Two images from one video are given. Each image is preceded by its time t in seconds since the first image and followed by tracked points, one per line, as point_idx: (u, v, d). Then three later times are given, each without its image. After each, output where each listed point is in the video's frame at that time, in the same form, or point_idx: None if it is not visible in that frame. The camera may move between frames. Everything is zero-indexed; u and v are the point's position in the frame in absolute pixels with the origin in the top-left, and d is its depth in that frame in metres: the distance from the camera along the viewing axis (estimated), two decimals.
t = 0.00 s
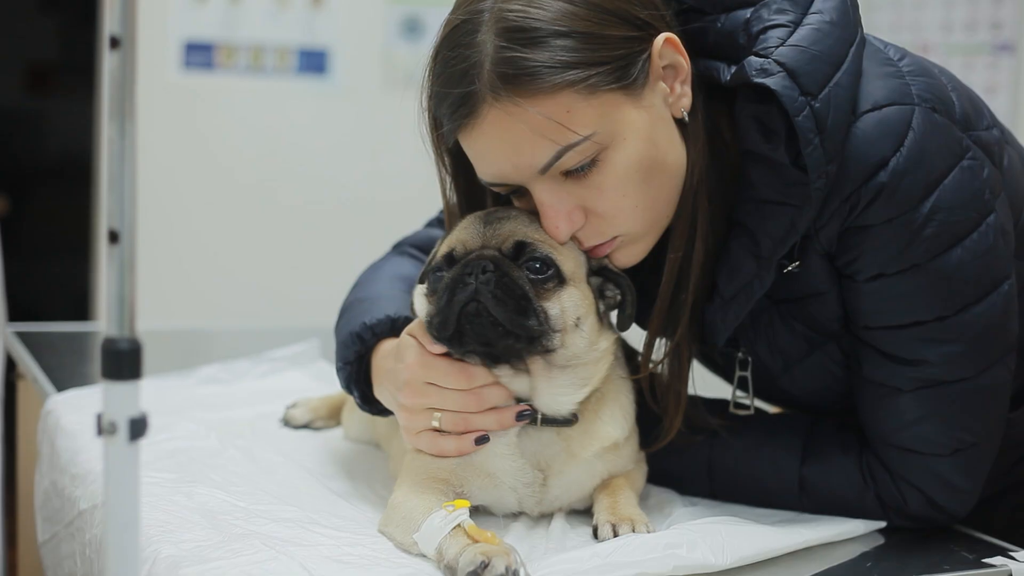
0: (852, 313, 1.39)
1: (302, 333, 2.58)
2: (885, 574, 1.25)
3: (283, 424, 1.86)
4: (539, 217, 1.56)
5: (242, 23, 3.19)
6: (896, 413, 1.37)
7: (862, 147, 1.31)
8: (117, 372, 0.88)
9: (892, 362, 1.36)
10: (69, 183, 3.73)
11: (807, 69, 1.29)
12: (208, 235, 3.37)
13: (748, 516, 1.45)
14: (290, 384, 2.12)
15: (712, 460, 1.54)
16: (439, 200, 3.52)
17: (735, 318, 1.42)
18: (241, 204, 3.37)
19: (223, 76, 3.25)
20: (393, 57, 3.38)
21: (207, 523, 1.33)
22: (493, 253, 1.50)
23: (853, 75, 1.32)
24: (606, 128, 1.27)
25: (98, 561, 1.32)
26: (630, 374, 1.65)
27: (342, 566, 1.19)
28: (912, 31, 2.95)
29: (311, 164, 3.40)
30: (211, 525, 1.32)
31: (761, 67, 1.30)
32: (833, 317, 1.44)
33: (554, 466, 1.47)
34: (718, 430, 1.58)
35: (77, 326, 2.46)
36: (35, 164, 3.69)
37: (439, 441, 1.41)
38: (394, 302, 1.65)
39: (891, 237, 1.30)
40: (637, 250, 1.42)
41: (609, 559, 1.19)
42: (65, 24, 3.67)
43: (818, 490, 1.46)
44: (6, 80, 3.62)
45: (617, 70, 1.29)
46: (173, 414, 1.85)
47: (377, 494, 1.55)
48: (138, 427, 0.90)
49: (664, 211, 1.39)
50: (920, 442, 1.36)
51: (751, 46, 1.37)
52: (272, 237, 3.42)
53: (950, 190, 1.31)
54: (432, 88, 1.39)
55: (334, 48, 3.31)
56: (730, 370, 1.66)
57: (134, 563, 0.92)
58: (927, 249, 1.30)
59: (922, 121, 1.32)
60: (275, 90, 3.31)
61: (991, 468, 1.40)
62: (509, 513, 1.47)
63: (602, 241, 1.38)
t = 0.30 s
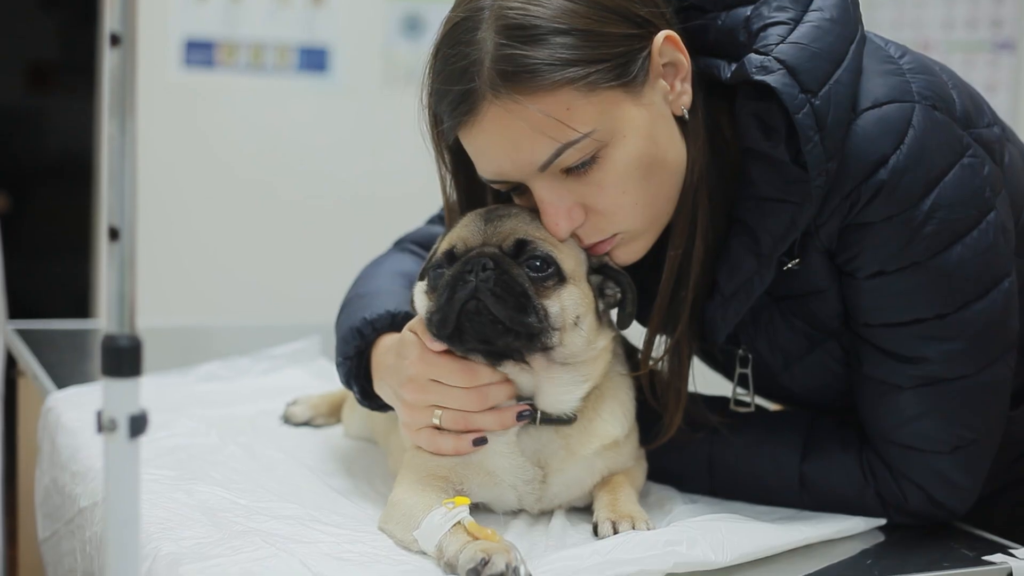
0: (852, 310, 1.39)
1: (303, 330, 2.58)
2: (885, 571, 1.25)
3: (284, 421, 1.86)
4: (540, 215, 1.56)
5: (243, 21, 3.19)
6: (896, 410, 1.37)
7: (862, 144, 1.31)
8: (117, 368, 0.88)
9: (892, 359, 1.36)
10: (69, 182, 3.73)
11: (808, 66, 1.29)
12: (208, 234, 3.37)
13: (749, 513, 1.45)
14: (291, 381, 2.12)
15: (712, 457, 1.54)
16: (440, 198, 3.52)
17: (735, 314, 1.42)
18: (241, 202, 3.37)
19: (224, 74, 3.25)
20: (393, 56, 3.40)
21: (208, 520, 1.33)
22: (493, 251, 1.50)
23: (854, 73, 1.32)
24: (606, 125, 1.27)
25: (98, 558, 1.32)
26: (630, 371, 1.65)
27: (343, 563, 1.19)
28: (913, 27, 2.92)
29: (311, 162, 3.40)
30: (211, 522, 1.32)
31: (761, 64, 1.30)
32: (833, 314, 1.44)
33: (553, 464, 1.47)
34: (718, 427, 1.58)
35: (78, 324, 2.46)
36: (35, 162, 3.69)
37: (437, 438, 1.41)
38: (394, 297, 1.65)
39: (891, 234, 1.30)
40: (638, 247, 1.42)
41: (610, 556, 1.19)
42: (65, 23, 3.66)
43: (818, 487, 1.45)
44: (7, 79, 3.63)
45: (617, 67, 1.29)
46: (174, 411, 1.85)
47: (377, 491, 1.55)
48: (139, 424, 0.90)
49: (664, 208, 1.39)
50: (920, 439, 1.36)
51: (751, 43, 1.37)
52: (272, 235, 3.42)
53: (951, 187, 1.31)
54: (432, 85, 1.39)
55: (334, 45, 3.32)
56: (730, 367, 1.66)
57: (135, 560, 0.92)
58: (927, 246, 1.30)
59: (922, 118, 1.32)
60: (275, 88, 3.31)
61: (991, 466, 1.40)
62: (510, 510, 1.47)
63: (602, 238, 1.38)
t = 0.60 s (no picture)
0: (852, 308, 1.39)
1: (303, 327, 2.58)
2: (884, 568, 1.25)
3: (284, 417, 1.86)
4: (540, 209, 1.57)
5: (243, 17, 3.19)
6: (896, 408, 1.37)
7: (863, 141, 1.31)
8: (117, 365, 0.88)
9: (892, 357, 1.36)
10: (68, 179, 3.73)
11: (808, 63, 1.28)
12: (208, 230, 3.36)
13: (749, 510, 1.45)
14: (290, 378, 2.12)
15: (712, 454, 1.54)
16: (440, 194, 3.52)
17: (735, 312, 1.42)
18: (241, 198, 3.36)
19: (224, 70, 3.25)
20: (394, 52, 3.40)
21: (208, 517, 1.33)
22: (493, 241, 1.50)
23: (854, 69, 1.31)
24: (607, 122, 1.27)
25: (99, 553, 1.32)
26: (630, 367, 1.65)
27: (342, 559, 1.19)
28: (913, 24, 2.91)
29: (312, 158, 3.40)
30: (211, 518, 1.32)
31: (761, 61, 1.30)
32: (833, 312, 1.44)
33: (548, 449, 1.47)
34: (718, 424, 1.58)
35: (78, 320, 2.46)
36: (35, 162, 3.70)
37: (439, 430, 1.41)
38: (394, 294, 1.65)
39: (891, 231, 1.30)
40: (639, 244, 1.42)
41: (609, 553, 1.18)
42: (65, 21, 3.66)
43: (818, 484, 1.45)
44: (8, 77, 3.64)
45: (618, 64, 1.29)
46: (173, 407, 1.85)
47: (377, 487, 1.55)
48: (138, 420, 0.90)
49: (665, 204, 1.39)
50: (921, 437, 1.36)
51: (751, 39, 1.37)
52: (272, 231, 3.42)
53: (951, 184, 1.31)
54: (433, 81, 1.39)
55: (335, 41, 3.32)
56: (731, 363, 1.67)
57: (135, 556, 0.92)
58: (927, 244, 1.30)
59: (923, 115, 1.32)
60: (276, 84, 3.30)
61: (990, 463, 1.40)
62: (509, 505, 1.47)
63: (602, 236, 1.38)
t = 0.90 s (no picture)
0: (853, 307, 1.39)
1: (304, 326, 2.58)
2: (884, 567, 1.25)
3: (284, 416, 1.86)
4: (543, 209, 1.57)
5: (245, 15, 3.19)
6: (896, 408, 1.37)
7: (864, 141, 1.31)
8: (118, 363, 0.88)
9: (893, 356, 1.36)
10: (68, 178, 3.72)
11: (809, 62, 1.28)
12: (209, 228, 3.36)
13: (749, 509, 1.45)
14: (291, 377, 2.12)
15: (712, 453, 1.54)
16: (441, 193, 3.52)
17: (735, 311, 1.41)
18: (242, 196, 3.36)
19: (225, 68, 3.24)
20: (395, 51, 3.40)
21: (208, 515, 1.33)
22: (500, 243, 1.51)
23: (855, 68, 1.31)
24: (609, 120, 1.27)
25: (98, 552, 1.32)
26: (631, 366, 1.65)
27: (342, 558, 1.19)
28: (915, 23, 2.94)
29: (312, 157, 3.40)
30: (211, 517, 1.32)
31: (762, 60, 1.30)
32: (834, 311, 1.44)
33: (553, 458, 1.47)
34: (719, 423, 1.58)
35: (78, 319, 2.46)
36: (35, 160, 3.69)
37: (441, 433, 1.41)
38: (394, 292, 1.65)
39: (892, 231, 1.30)
40: (640, 242, 1.42)
41: (609, 552, 1.18)
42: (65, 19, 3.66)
43: (818, 483, 1.45)
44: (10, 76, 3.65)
45: (619, 62, 1.28)
46: (173, 406, 1.85)
47: (377, 486, 1.55)
48: (138, 418, 0.90)
49: (666, 203, 1.39)
50: (921, 436, 1.35)
51: (752, 38, 1.36)
52: (273, 230, 3.41)
53: (952, 183, 1.31)
54: (434, 80, 1.39)
55: (336, 39, 3.32)
56: (731, 363, 1.66)
57: (135, 555, 0.92)
58: (928, 243, 1.30)
59: (924, 115, 1.32)
60: (277, 82, 3.30)
61: (990, 463, 1.40)
62: (509, 505, 1.47)
63: (604, 234, 1.38)
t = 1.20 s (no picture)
0: (856, 307, 1.39)
1: (305, 326, 2.58)
2: (886, 567, 1.25)
3: (286, 416, 1.86)
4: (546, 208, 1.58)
5: (246, 15, 3.18)
6: (898, 407, 1.36)
7: (867, 140, 1.31)
8: (120, 364, 0.88)
9: (896, 356, 1.36)
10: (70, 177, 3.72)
11: (811, 62, 1.28)
12: (210, 228, 3.36)
13: (752, 509, 1.45)
14: (293, 377, 2.12)
15: (715, 453, 1.54)
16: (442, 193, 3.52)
17: (738, 310, 1.41)
18: (243, 197, 3.36)
19: (226, 68, 3.24)
20: (397, 51, 3.40)
21: (210, 516, 1.33)
22: (505, 242, 1.51)
23: (857, 68, 1.31)
24: (611, 120, 1.27)
25: (100, 553, 1.32)
26: (634, 366, 1.65)
27: (344, 558, 1.19)
28: (915, 23, 2.93)
29: (313, 157, 3.39)
30: (214, 518, 1.32)
31: (764, 60, 1.30)
32: (836, 311, 1.44)
33: (556, 460, 1.46)
34: (721, 423, 1.57)
35: (79, 319, 2.46)
36: (36, 160, 3.69)
37: (441, 433, 1.42)
38: (396, 292, 1.64)
39: (894, 230, 1.30)
40: (643, 241, 1.42)
41: (611, 552, 1.18)
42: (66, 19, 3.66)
43: (821, 483, 1.45)
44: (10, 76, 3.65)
45: (622, 62, 1.28)
46: (175, 406, 1.85)
47: (379, 486, 1.55)
48: (140, 419, 0.90)
49: (669, 202, 1.39)
50: (923, 436, 1.35)
51: (755, 38, 1.36)
52: (274, 230, 3.41)
53: (954, 183, 1.31)
54: (436, 79, 1.39)
55: (338, 39, 3.32)
56: (734, 363, 1.66)
57: (137, 555, 0.92)
58: (930, 243, 1.30)
59: (927, 115, 1.32)
60: (278, 82, 3.30)
61: (993, 463, 1.40)
62: (512, 505, 1.47)
63: (607, 233, 1.38)
